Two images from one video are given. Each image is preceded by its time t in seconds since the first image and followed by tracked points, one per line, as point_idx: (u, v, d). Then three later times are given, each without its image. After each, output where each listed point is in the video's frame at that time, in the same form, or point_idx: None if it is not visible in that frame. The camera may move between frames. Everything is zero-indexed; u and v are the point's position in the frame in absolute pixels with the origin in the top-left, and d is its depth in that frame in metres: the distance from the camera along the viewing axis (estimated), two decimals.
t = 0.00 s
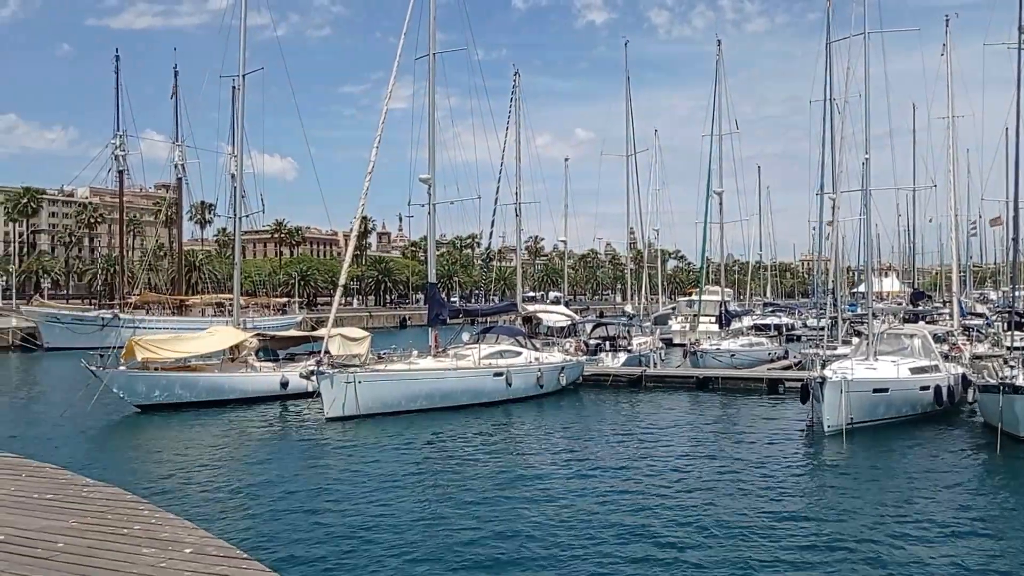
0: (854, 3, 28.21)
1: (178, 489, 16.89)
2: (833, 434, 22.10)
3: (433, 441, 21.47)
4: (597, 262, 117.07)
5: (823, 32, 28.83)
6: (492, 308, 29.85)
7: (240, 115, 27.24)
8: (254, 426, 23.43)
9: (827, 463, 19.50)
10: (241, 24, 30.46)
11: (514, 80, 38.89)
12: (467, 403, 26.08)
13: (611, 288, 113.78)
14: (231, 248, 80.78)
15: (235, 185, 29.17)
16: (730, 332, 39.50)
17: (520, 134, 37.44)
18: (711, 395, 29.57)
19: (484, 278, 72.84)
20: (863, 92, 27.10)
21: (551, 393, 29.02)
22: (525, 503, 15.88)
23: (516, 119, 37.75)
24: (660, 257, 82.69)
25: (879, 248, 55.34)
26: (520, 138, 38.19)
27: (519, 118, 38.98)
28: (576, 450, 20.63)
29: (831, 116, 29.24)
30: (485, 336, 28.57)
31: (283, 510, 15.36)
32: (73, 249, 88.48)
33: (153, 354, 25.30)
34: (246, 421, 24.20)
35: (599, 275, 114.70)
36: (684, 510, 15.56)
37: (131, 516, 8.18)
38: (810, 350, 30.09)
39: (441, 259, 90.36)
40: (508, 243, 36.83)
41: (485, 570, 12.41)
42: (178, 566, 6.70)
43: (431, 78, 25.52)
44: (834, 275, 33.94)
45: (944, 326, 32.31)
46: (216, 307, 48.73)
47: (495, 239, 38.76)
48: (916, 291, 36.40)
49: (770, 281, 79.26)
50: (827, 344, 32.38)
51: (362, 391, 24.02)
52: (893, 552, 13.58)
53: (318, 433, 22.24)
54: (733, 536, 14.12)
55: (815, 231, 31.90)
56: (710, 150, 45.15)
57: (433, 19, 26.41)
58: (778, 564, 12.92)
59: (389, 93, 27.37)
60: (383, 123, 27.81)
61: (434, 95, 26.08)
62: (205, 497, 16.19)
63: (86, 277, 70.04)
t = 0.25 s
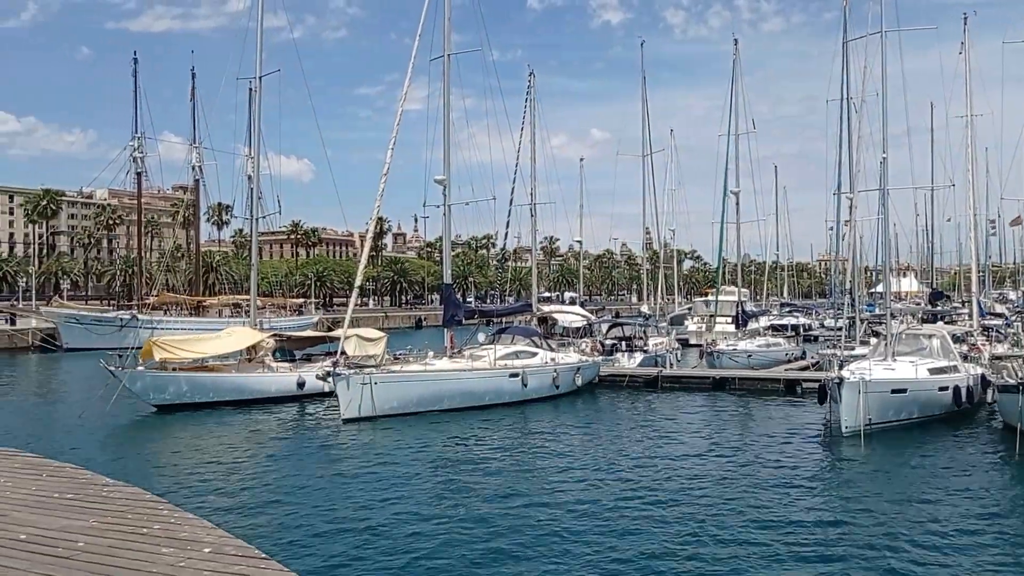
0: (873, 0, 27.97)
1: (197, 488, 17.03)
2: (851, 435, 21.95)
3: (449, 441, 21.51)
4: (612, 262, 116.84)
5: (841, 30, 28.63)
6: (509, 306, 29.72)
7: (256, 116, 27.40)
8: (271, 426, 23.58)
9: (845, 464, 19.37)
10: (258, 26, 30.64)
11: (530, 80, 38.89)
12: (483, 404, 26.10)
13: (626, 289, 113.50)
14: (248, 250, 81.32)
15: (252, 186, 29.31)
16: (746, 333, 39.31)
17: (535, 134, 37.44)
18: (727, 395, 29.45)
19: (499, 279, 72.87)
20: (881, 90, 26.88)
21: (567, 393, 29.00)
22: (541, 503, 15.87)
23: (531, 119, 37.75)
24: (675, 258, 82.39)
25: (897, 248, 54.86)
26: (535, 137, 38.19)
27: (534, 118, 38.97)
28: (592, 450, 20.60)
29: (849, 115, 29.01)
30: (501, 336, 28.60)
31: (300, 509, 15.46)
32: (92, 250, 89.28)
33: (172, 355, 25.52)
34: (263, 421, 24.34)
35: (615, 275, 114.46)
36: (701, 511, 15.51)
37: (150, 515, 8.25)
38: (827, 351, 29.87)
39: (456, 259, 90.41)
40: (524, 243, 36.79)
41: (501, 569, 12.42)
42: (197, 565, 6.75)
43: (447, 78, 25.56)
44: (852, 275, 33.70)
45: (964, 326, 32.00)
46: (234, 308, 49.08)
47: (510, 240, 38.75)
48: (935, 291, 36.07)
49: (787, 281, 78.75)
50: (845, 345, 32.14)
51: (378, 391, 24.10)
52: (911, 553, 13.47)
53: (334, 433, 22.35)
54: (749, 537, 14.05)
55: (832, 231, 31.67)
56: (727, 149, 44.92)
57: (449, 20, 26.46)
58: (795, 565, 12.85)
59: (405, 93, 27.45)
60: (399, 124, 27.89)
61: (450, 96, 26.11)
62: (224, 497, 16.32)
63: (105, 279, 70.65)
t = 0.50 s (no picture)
0: None
1: (210, 488, 17.12)
2: (865, 436, 21.81)
3: (460, 442, 21.52)
4: (623, 263, 116.63)
5: (855, 29, 28.48)
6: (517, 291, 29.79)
7: (269, 118, 27.50)
8: (284, 427, 23.67)
9: (859, 466, 19.25)
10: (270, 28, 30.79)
11: (541, 81, 38.91)
12: (495, 405, 26.09)
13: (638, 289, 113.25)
14: (261, 251, 81.69)
15: (265, 187, 29.45)
16: (759, 334, 39.14)
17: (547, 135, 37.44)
18: (740, 397, 29.34)
19: (511, 280, 72.85)
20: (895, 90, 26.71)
21: (579, 395, 28.97)
22: (553, 504, 15.86)
23: (543, 120, 37.76)
24: (688, 258, 82.15)
25: (911, 248, 54.51)
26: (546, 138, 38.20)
27: (546, 119, 38.97)
28: (604, 451, 20.56)
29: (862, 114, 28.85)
30: (513, 337, 28.59)
31: (312, 510, 15.50)
32: (107, 251, 89.99)
33: (185, 355, 25.66)
34: (275, 421, 24.45)
35: (626, 276, 114.22)
36: (714, 512, 15.45)
37: (164, 515, 8.29)
38: (841, 352, 29.71)
39: (468, 260, 90.47)
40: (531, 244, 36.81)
41: (513, 570, 12.42)
42: (210, 566, 6.77)
43: (459, 79, 25.59)
44: (865, 275, 33.50)
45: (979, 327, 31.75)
46: (247, 309, 49.33)
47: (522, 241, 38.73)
48: (950, 292, 35.80)
49: (800, 282, 78.36)
50: (859, 346, 31.95)
51: (390, 392, 24.14)
52: (924, 555, 13.37)
53: (346, 434, 22.41)
54: (760, 538, 14.00)
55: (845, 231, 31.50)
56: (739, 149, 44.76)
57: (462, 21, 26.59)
58: (808, 567, 12.78)
59: (417, 94, 27.51)
60: (411, 125, 27.95)
61: (462, 97, 26.13)
62: (237, 497, 16.39)
63: (120, 280, 71.10)
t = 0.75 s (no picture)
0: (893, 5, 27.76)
1: (217, 495, 17.13)
2: (873, 442, 21.71)
3: (468, 448, 21.48)
4: (630, 269, 116.55)
5: (861, 34, 28.43)
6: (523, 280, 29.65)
7: (276, 126, 27.59)
8: (291, 433, 23.68)
9: (867, 472, 19.15)
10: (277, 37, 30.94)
11: (547, 87, 38.96)
12: (502, 411, 26.06)
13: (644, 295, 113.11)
14: (268, 258, 81.94)
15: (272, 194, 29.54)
16: (766, 339, 39.05)
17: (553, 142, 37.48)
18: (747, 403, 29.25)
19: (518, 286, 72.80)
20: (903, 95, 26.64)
21: (586, 401, 28.92)
22: (561, 511, 15.81)
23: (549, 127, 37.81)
24: (695, 263, 82.02)
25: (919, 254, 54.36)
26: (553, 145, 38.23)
27: (552, 125, 39.01)
28: (612, 457, 20.50)
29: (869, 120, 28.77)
30: (520, 343, 28.57)
31: (320, 516, 15.49)
32: (115, 258, 90.39)
33: (193, 362, 25.72)
34: (282, 428, 24.48)
35: (633, 281, 114.13)
36: (722, 519, 15.38)
37: (172, 523, 8.28)
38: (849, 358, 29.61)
39: (474, 266, 90.55)
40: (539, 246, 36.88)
41: None
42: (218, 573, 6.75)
43: (465, 86, 25.63)
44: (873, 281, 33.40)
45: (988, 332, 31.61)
46: (254, 315, 49.43)
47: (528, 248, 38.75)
48: (958, 297, 35.67)
49: (807, 288, 78.16)
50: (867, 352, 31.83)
51: (397, 398, 24.12)
52: (931, 561, 13.29)
53: (353, 440, 22.40)
54: (769, 545, 13.93)
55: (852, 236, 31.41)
56: (746, 154, 44.71)
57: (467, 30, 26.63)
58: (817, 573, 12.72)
59: (424, 101, 27.56)
60: (417, 132, 28.01)
61: (468, 103, 26.17)
62: (244, 504, 16.39)
63: (128, 286, 71.43)
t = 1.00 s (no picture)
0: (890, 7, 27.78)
1: (219, 503, 17.11)
2: (876, 444, 21.69)
3: (471, 454, 21.46)
4: (630, 274, 116.64)
5: (859, 36, 28.44)
6: (536, 253, 27.82)
7: (275, 133, 27.56)
8: (293, 441, 23.65)
9: (872, 475, 19.11)
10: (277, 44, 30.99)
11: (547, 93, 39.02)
12: (504, 416, 26.06)
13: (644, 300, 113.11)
14: (268, 265, 82.05)
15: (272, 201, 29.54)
16: (767, 343, 39.06)
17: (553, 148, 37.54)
18: (750, 406, 29.21)
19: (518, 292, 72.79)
20: (902, 97, 26.63)
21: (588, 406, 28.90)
22: (565, 516, 15.76)
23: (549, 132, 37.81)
24: (695, 267, 82.23)
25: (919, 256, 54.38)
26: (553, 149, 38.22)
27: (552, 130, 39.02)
28: (615, 462, 20.47)
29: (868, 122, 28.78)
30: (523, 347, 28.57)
31: (322, 524, 15.47)
32: (115, 268, 90.51)
33: (193, 370, 25.74)
34: (283, 435, 24.43)
35: (633, 286, 114.17)
36: (726, 522, 15.38)
37: (174, 532, 8.24)
38: (850, 360, 29.60)
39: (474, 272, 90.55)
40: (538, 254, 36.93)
41: None
42: None
43: (464, 92, 25.63)
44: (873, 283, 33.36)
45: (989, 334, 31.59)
46: (255, 323, 49.43)
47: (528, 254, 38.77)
48: (959, 299, 35.67)
49: (808, 291, 78.16)
50: (868, 354, 31.82)
51: (399, 405, 24.09)
52: (937, 564, 13.20)
53: (355, 448, 22.37)
54: (773, 548, 13.91)
55: (853, 238, 31.41)
56: (745, 158, 44.72)
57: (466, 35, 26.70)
58: None
59: (424, 108, 27.59)
60: (416, 138, 28.06)
61: (467, 109, 26.20)
62: (246, 512, 16.37)
63: (129, 295, 71.45)
